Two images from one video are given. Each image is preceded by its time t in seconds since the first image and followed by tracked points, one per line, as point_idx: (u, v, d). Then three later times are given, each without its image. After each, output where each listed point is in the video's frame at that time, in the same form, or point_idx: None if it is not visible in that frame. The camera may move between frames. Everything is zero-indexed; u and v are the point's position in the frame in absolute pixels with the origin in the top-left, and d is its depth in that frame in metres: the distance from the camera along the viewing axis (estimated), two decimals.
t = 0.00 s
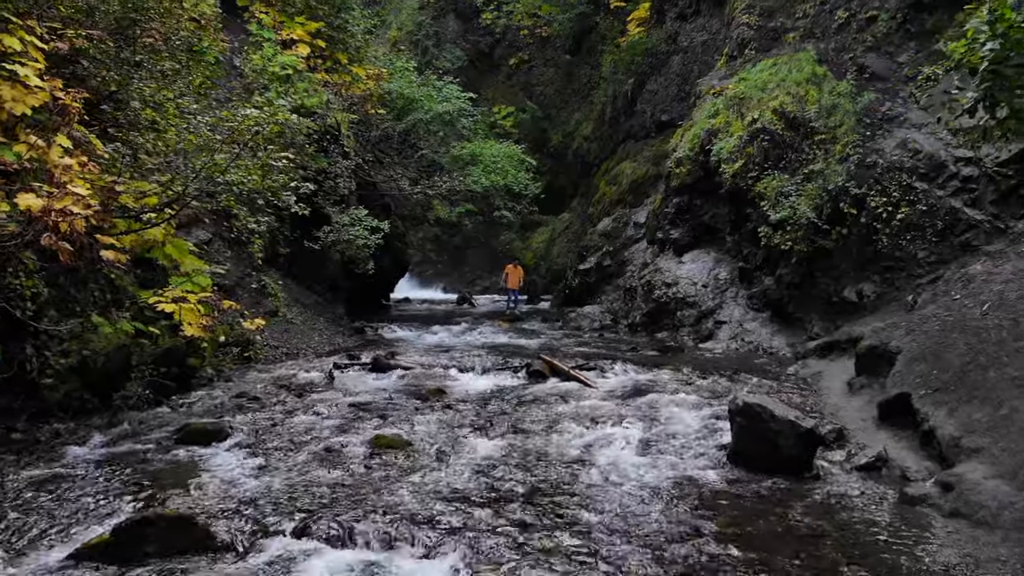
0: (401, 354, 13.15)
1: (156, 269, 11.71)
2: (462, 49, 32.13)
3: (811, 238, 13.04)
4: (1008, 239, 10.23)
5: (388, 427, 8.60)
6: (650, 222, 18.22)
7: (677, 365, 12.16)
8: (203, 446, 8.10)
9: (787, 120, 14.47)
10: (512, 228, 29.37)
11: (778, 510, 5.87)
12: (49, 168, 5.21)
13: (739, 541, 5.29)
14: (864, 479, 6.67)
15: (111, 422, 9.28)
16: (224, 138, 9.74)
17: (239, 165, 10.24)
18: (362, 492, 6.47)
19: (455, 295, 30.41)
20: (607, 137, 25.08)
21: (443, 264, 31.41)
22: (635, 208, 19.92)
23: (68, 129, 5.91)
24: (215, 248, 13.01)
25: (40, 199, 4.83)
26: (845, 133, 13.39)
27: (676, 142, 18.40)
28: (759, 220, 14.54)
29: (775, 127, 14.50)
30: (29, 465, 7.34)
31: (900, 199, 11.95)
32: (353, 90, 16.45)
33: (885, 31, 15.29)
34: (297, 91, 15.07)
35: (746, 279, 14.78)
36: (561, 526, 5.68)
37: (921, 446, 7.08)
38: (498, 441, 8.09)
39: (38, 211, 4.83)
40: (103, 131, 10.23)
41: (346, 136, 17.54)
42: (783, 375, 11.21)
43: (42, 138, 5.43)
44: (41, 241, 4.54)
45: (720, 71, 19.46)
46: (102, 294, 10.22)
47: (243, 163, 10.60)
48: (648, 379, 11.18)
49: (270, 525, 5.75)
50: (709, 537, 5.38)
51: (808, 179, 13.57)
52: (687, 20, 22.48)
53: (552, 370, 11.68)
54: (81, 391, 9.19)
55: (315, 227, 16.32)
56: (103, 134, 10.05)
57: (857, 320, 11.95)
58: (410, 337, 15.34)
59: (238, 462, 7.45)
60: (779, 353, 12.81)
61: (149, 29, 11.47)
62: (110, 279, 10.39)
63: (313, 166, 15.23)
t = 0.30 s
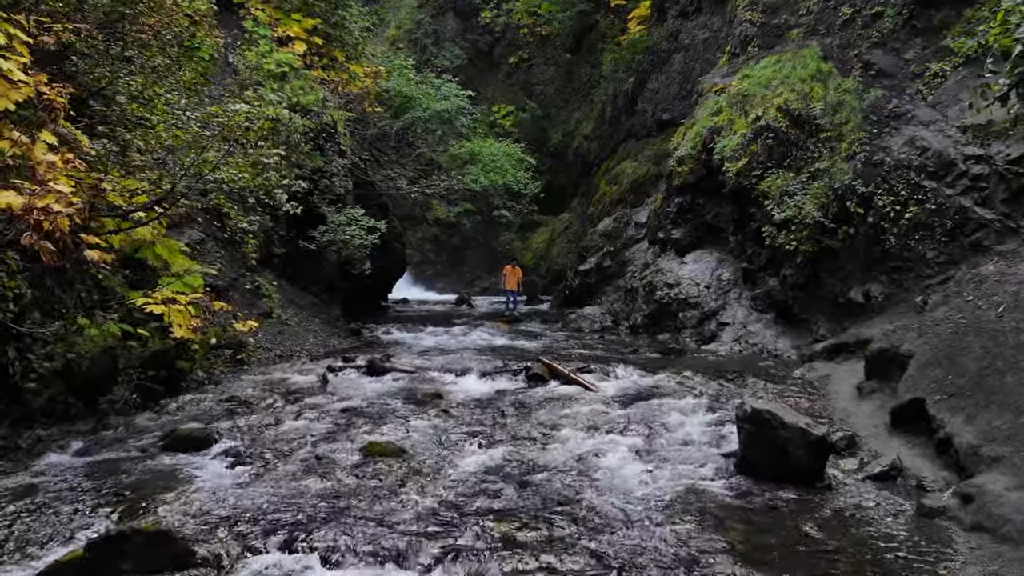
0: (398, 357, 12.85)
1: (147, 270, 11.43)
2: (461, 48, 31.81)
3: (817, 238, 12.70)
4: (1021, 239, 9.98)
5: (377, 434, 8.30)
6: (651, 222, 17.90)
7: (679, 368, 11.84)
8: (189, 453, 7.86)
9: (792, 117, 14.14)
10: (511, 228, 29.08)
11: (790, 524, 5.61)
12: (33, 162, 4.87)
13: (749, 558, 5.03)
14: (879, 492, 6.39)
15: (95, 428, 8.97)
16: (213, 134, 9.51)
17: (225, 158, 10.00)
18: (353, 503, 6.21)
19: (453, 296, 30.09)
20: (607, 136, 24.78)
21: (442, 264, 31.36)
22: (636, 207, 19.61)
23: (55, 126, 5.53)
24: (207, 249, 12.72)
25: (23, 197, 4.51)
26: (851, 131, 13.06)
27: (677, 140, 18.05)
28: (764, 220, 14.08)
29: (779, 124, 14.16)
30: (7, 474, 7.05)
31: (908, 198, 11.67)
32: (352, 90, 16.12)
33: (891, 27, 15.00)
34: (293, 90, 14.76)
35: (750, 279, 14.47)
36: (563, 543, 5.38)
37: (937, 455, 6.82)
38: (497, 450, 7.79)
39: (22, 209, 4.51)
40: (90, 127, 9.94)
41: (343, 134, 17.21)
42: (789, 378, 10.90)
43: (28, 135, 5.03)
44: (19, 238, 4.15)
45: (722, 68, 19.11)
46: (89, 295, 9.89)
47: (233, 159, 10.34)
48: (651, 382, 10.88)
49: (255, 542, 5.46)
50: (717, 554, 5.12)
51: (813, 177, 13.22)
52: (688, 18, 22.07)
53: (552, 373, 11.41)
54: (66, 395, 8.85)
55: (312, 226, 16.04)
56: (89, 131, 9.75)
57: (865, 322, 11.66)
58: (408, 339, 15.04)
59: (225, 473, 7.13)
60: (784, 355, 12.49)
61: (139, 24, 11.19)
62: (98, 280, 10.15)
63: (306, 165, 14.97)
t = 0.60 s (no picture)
0: (393, 357, 12.58)
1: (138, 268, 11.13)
2: (459, 46, 31.16)
3: (823, 236, 12.36)
4: None
5: (372, 440, 8.12)
6: (652, 221, 17.56)
7: (683, 370, 11.57)
8: (174, 458, 7.68)
9: (796, 113, 13.83)
10: (511, 227, 28.81)
11: (802, 536, 5.36)
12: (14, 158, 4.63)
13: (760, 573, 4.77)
14: (892, 502, 6.14)
15: (81, 432, 8.68)
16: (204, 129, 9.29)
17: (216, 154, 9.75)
18: (342, 515, 5.93)
19: (452, 296, 29.79)
20: (607, 134, 24.49)
21: (440, 264, 30.65)
22: (637, 206, 19.29)
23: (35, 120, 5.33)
24: (200, 248, 12.44)
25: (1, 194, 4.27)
26: (857, 127, 12.75)
27: (679, 138, 17.63)
28: (766, 218, 13.86)
29: (784, 120, 13.85)
30: None
31: (916, 196, 11.35)
32: (347, 82, 16.42)
33: (897, 22, 14.67)
34: (289, 86, 14.47)
35: (753, 279, 14.16)
36: (565, 559, 5.09)
37: (953, 461, 6.59)
38: (495, 457, 7.53)
39: None
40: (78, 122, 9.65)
41: (341, 131, 16.67)
42: (796, 381, 10.62)
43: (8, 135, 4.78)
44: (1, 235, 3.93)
45: (725, 65, 18.71)
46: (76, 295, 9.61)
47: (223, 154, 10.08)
48: (653, 385, 10.61)
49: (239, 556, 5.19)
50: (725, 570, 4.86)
51: (819, 174, 12.86)
52: (689, 15, 21.57)
53: (552, 375, 11.13)
54: (50, 398, 8.66)
55: (307, 225, 15.60)
56: (74, 125, 9.40)
57: (873, 323, 11.41)
58: (405, 340, 14.77)
59: (213, 480, 6.97)
60: (789, 357, 12.20)
61: (130, 17, 10.93)
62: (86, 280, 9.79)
63: (301, 162, 14.72)
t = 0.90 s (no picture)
0: (388, 359, 12.30)
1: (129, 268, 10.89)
2: (458, 44, 30.71)
3: (828, 235, 12.07)
4: None
5: (367, 444, 7.99)
6: (653, 220, 17.17)
7: (686, 372, 11.29)
8: (161, 464, 7.57)
9: (801, 110, 13.41)
10: (511, 226, 28.54)
11: (818, 550, 5.16)
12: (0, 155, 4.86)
13: None
14: (907, 518, 5.80)
15: (65, 437, 8.41)
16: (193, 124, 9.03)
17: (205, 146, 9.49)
18: (331, 531, 5.76)
19: (451, 296, 29.50)
20: (607, 133, 24.18)
21: (439, 264, 30.50)
22: (638, 206, 18.96)
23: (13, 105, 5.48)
24: (193, 247, 12.19)
25: None
26: (863, 124, 12.48)
27: (680, 136, 17.17)
28: (771, 216, 13.45)
29: (788, 118, 13.42)
30: None
31: (924, 193, 11.16)
32: (342, 80, 16.04)
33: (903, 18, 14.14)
34: (285, 83, 14.10)
35: (757, 279, 13.80)
36: None
37: (970, 468, 6.39)
38: (492, 464, 7.32)
39: None
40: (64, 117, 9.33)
41: (337, 129, 16.18)
42: (802, 384, 10.34)
43: None
44: None
45: (726, 62, 18.32)
46: (63, 295, 9.30)
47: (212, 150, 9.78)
48: (656, 388, 10.34)
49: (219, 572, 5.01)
50: None
51: (824, 171, 12.54)
52: (691, 12, 21.17)
53: (551, 377, 10.84)
54: (35, 402, 8.33)
55: (303, 224, 15.12)
56: (60, 120, 9.09)
57: (879, 324, 11.12)
58: (402, 341, 14.45)
59: (199, 488, 6.81)
60: (795, 358, 11.88)
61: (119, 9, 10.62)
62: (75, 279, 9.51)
63: (295, 160, 14.37)
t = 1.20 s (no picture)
0: (383, 361, 11.98)
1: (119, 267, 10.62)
2: (457, 41, 30.34)
3: (834, 234, 11.76)
4: None
5: (359, 450, 7.92)
6: (655, 218, 16.71)
7: (689, 374, 11.01)
8: (146, 469, 7.44)
9: (805, 106, 13.07)
10: (510, 226, 28.27)
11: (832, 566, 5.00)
12: None
13: None
14: (923, 530, 5.67)
15: (47, 441, 8.14)
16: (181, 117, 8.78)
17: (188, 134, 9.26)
18: (319, 542, 5.59)
19: (450, 296, 29.26)
20: (607, 133, 23.36)
21: (439, 264, 30.41)
22: (639, 205, 18.44)
23: None
24: (185, 245, 11.91)
25: None
26: (869, 120, 12.16)
27: (681, 134, 16.74)
28: (776, 215, 13.03)
29: (793, 114, 13.07)
30: None
31: (932, 191, 11.00)
32: (337, 77, 15.91)
33: (909, 13, 13.78)
34: (280, 79, 13.94)
35: (760, 279, 13.33)
36: None
37: (986, 475, 6.24)
38: (488, 471, 7.12)
39: None
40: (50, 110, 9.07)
41: (332, 126, 15.92)
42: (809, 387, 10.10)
43: None
44: None
45: (729, 59, 17.94)
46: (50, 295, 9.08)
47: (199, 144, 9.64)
48: (659, 390, 10.10)
49: None
50: None
51: (829, 168, 12.26)
52: (693, 9, 20.45)
53: (551, 379, 10.60)
54: (18, 403, 8.08)
55: (298, 223, 14.67)
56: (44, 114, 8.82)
57: (887, 325, 10.81)
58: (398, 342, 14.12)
59: (182, 496, 6.64)
60: (800, 360, 11.55)
61: None
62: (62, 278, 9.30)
63: (289, 157, 14.11)
